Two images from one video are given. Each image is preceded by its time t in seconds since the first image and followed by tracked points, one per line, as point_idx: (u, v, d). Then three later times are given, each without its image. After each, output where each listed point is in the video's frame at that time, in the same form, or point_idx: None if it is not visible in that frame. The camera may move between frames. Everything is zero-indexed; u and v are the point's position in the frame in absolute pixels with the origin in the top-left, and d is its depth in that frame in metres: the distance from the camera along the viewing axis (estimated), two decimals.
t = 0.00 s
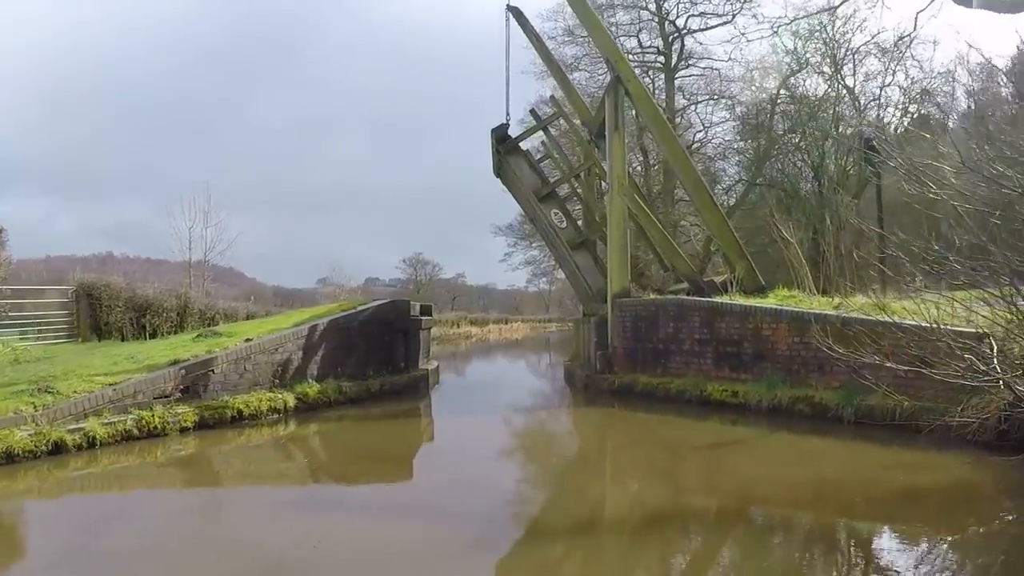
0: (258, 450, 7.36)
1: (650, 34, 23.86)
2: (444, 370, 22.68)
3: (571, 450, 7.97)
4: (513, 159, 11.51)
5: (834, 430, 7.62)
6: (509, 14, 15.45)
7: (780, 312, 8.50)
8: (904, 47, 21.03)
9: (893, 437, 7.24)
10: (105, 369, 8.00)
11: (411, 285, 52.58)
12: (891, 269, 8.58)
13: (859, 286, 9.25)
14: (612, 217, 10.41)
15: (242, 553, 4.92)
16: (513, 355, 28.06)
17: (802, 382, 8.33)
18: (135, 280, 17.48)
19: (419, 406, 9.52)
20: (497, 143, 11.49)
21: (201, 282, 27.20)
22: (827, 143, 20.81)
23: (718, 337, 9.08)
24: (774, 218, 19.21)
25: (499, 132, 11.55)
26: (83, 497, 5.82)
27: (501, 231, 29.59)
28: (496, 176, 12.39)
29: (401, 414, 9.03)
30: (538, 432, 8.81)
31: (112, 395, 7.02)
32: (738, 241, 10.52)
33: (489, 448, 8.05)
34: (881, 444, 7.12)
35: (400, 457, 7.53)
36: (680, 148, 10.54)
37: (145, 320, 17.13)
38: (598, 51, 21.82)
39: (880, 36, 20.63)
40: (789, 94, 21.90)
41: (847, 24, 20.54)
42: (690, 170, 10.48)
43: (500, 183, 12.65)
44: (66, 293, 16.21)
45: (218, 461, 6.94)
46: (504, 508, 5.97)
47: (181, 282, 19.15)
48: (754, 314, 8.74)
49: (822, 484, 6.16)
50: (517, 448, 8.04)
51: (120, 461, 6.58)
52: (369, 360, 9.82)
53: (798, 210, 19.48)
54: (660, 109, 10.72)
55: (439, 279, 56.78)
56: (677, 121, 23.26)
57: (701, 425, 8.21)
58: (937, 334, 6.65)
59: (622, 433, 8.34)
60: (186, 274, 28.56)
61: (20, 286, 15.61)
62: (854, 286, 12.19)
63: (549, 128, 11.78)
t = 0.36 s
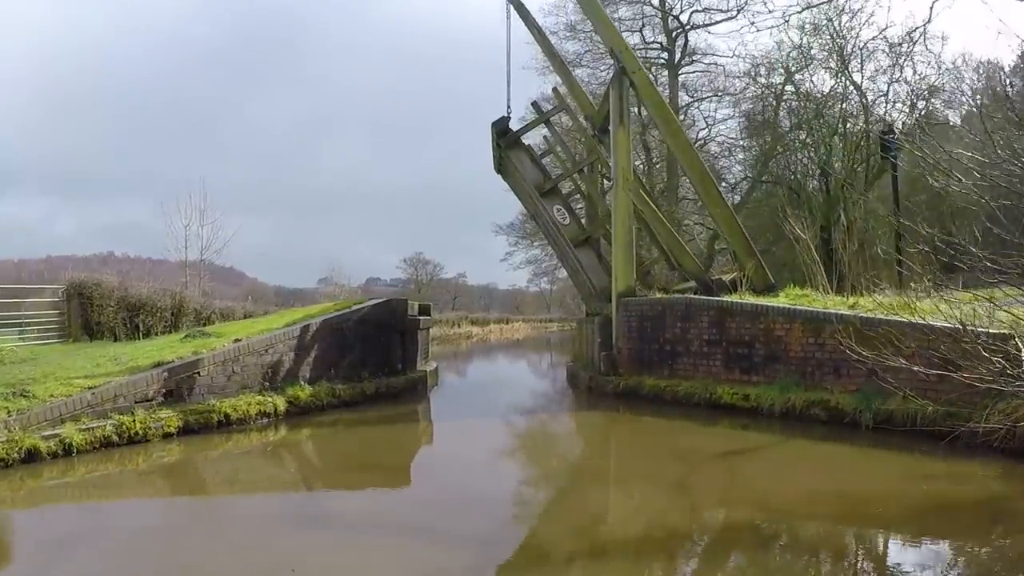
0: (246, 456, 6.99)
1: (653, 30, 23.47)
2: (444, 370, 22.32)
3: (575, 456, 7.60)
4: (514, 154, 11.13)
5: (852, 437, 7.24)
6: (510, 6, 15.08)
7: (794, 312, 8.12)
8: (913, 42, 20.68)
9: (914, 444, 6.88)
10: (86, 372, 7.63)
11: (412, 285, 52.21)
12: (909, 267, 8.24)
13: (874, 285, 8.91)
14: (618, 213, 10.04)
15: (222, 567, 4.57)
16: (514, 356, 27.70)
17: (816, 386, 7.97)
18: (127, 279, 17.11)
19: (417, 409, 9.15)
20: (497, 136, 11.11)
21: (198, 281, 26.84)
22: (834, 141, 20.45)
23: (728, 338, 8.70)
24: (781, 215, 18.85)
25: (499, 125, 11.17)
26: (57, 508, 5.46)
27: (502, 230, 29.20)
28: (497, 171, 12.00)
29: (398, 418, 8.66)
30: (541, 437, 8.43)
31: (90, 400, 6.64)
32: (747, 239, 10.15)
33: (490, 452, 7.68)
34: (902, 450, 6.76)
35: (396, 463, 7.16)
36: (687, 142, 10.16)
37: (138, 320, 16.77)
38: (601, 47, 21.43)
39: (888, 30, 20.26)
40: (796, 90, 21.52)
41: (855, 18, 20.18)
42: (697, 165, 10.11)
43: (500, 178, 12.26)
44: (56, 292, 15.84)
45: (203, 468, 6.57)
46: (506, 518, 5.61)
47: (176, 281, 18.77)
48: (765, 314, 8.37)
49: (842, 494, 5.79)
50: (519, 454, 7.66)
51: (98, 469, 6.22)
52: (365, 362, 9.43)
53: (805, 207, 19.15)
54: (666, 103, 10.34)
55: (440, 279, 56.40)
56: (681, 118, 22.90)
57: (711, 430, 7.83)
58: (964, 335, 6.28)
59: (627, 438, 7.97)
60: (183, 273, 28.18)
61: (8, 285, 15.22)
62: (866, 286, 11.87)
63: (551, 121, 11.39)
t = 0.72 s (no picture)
0: (233, 462, 6.62)
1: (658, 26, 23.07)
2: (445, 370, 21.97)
3: (578, 464, 7.22)
4: (516, 148, 10.73)
5: (872, 444, 6.86)
6: None
7: (810, 312, 7.73)
8: (923, 37, 20.29)
9: (938, 452, 6.50)
10: (66, 374, 7.26)
11: (413, 284, 51.86)
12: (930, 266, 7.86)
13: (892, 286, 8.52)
14: (623, 209, 9.66)
15: None
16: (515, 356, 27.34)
17: (833, 390, 7.59)
18: (120, 277, 16.76)
19: (414, 412, 8.77)
20: (499, 130, 10.70)
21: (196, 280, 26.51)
22: (841, 138, 19.97)
23: (739, 339, 8.32)
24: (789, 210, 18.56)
25: (501, 118, 10.75)
26: (26, 519, 5.11)
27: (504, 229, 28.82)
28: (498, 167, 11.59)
29: (394, 421, 8.29)
30: (543, 442, 8.05)
31: (67, 403, 6.27)
32: (757, 236, 9.80)
33: (490, 458, 7.31)
34: (926, 459, 6.39)
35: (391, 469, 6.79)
36: (695, 136, 9.82)
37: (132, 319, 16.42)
38: (604, 43, 21.04)
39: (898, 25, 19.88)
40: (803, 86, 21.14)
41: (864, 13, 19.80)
42: (706, 159, 9.76)
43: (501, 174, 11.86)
44: (47, 290, 15.48)
45: (186, 475, 6.20)
46: (509, 531, 5.25)
47: (171, 280, 18.43)
48: (778, 315, 7.99)
49: (867, 509, 5.40)
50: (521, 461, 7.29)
51: (74, 477, 5.85)
52: (361, 363, 9.04)
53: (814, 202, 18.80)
54: (673, 95, 9.99)
55: (441, 279, 56.04)
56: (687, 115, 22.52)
57: (722, 438, 7.45)
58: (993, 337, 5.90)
59: (632, 446, 7.57)
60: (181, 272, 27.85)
61: None
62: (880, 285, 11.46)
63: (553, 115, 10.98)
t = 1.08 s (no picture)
0: (219, 469, 6.25)
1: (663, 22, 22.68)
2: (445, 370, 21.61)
3: (583, 471, 6.85)
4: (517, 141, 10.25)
5: (894, 453, 6.48)
6: None
7: (827, 313, 7.35)
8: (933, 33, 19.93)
9: (965, 462, 6.12)
10: (44, 375, 6.88)
11: (413, 283, 51.49)
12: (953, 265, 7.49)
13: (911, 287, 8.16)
14: (630, 205, 9.27)
15: None
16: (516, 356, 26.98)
17: (851, 396, 7.21)
18: (113, 275, 16.40)
19: (411, 415, 8.39)
20: (500, 122, 10.25)
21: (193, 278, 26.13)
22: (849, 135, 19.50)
23: (751, 341, 7.94)
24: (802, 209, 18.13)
25: (502, 110, 10.30)
26: None
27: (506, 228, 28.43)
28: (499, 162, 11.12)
29: (390, 425, 7.91)
30: (546, 448, 7.67)
31: (41, 407, 5.87)
32: (768, 233, 9.45)
33: (490, 464, 6.93)
34: (953, 470, 6.00)
35: (386, 476, 6.42)
36: (704, 129, 9.48)
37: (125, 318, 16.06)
38: (608, 39, 20.64)
39: (908, 21, 19.52)
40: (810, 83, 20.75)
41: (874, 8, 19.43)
42: (716, 153, 9.42)
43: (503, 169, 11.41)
44: (37, 288, 15.12)
45: (168, 483, 5.83)
46: (512, 542, 4.89)
47: (166, 278, 18.05)
48: (794, 315, 7.60)
49: (890, 523, 5.04)
50: (523, 467, 6.92)
51: (46, 485, 5.47)
52: (355, 364, 8.64)
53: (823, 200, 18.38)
54: (682, 87, 9.63)
55: (442, 278, 55.67)
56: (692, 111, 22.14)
57: (732, 446, 7.07)
58: None
59: (641, 453, 7.19)
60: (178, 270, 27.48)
61: None
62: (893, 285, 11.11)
63: (557, 108, 10.54)
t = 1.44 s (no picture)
0: (203, 475, 5.88)
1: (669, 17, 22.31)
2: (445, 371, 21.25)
3: (588, 480, 6.47)
4: (520, 134, 9.83)
5: (918, 463, 6.09)
6: None
7: (845, 315, 6.98)
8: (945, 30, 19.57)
9: (995, 472, 5.74)
10: (20, 375, 6.50)
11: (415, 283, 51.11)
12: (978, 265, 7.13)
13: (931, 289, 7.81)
14: (637, 201, 8.89)
15: None
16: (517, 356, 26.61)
17: (870, 402, 6.84)
18: (107, 272, 16.05)
19: (409, 418, 8.02)
20: (502, 114, 9.83)
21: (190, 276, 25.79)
22: (858, 135, 19.12)
23: (764, 344, 7.56)
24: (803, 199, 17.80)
25: (504, 102, 9.90)
26: None
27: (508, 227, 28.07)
28: (502, 155, 10.71)
29: (385, 429, 7.54)
30: (548, 454, 7.31)
31: (12, 410, 5.49)
32: (779, 231, 9.11)
33: (491, 471, 6.56)
34: (982, 481, 5.62)
35: (380, 483, 6.04)
36: (714, 122, 9.13)
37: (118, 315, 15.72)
38: (613, 35, 20.26)
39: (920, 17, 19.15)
40: (819, 81, 20.38)
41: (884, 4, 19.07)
42: (725, 147, 9.07)
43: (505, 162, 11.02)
44: (27, 285, 14.77)
45: (146, 490, 5.46)
46: (511, 555, 4.52)
47: (161, 275, 17.71)
48: (810, 317, 7.23)
49: (920, 539, 4.66)
50: (525, 475, 6.55)
51: (15, 494, 5.10)
52: (350, 365, 8.25)
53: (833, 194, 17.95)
54: (691, 80, 9.27)
55: (443, 278, 55.31)
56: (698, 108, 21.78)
57: (745, 454, 6.69)
58: None
59: (649, 462, 6.79)
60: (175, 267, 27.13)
61: None
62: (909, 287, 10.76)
63: (562, 100, 10.13)
